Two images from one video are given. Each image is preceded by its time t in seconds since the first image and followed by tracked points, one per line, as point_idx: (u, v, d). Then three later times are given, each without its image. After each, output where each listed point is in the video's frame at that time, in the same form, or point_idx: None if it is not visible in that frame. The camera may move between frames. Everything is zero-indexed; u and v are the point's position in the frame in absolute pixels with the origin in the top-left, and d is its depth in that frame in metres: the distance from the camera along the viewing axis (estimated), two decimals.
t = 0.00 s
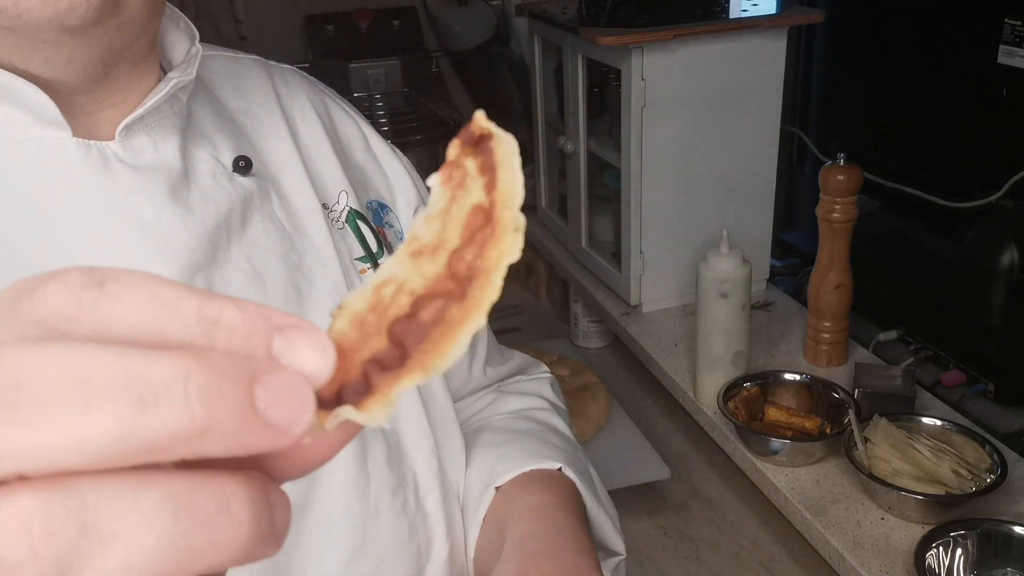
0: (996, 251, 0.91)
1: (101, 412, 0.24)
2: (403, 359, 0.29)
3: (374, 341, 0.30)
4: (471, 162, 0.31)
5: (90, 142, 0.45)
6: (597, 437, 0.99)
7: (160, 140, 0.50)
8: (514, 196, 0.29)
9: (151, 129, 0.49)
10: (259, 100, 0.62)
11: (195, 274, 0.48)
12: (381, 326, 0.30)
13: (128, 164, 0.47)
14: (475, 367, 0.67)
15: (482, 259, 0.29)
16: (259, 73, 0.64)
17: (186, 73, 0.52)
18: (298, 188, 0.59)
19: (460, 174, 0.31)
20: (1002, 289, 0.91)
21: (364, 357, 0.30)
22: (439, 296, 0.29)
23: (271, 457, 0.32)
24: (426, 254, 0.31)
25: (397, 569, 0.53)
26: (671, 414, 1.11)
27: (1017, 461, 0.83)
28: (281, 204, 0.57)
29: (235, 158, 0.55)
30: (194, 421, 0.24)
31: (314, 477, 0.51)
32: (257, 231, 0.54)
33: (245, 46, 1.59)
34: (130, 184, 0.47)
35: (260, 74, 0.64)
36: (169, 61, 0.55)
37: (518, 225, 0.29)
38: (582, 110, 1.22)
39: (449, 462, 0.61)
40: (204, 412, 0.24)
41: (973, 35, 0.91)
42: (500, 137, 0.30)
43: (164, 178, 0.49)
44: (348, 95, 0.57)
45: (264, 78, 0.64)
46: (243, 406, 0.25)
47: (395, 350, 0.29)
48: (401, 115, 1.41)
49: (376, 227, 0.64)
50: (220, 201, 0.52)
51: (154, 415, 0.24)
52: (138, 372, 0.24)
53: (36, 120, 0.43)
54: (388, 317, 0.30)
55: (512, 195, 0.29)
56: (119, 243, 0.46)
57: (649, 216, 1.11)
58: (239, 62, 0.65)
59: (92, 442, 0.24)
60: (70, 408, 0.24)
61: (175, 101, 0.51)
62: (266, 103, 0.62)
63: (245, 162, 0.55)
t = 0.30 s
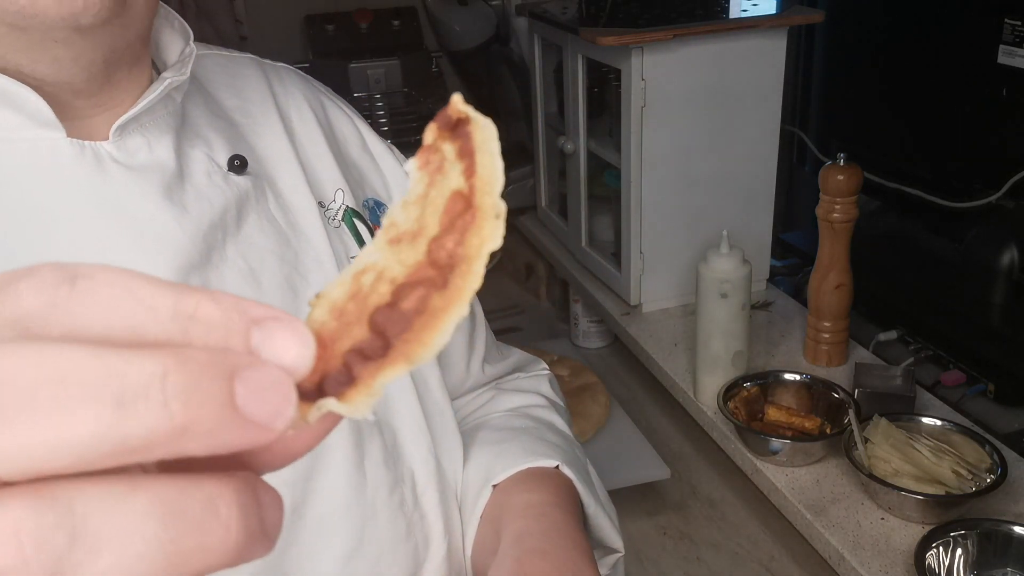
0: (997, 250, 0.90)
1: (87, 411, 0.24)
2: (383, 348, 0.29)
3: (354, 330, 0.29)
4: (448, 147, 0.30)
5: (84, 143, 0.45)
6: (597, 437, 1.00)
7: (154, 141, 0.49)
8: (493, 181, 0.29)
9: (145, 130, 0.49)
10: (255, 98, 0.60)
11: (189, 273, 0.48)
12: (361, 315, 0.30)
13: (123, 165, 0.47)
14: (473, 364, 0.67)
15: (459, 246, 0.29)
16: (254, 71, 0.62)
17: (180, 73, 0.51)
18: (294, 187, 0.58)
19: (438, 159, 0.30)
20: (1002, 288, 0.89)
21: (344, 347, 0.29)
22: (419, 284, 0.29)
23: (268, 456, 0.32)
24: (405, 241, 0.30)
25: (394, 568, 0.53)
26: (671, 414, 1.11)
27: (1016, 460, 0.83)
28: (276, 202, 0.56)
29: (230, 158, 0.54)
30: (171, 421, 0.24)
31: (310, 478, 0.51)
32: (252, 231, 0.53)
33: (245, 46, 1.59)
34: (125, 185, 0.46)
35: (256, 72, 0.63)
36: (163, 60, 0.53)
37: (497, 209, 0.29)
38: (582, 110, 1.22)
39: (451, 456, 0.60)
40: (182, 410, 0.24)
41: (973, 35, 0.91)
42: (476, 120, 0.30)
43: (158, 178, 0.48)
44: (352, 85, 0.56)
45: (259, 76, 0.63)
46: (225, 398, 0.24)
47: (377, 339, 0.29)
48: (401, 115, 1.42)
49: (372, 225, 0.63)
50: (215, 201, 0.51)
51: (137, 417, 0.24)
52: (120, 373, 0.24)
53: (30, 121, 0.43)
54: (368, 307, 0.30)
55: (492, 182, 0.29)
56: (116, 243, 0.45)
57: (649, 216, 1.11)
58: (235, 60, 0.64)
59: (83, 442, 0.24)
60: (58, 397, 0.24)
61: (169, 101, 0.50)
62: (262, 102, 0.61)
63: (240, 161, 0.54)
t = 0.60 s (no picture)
0: (996, 250, 0.89)
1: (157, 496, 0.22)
2: (388, 341, 0.34)
3: (353, 336, 0.33)
4: (419, 138, 0.34)
5: (75, 142, 0.44)
6: (597, 437, 1.00)
7: (146, 139, 0.47)
8: (484, 178, 0.33)
9: (137, 128, 0.47)
10: (250, 95, 0.60)
11: (184, 273, 0.46)
12: (359, 316, 0.34)
13: (115, 164, 0.45)
14: (473, 360, 0.67)
15: (455, 243, 0.33)
16: (248, 68, 0.62)
17: (172, 71, 0.50)
18: (290, 183, 0.57)
19: (407, 147, 0.35)
20: (1001, 289, 0.89)
21: (347, 354, 0.33)
22: (416, 281, 0.34)
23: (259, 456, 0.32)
24: (385, 234, 0.36)
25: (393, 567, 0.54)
26: (671, 414, 1.11)
27: (1017, 460, 0.83)
28: (272, 199, 0.55)
29: (224, 155, 0.53)
30: (257, 488, 0.23)
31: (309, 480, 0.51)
32: (248, 229, 0.52)
33: (245, 46, 1.60)
34: (117, 184, 0.45)
35: (249, 68, 0.62)
36: (155, 58, 0.53)
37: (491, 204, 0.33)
38: (582, 110, 1.22)
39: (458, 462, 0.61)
40: (265, 476, 0.24)
41: (973, 35, 0.91)
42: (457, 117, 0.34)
43: (151, 177, 0.46)
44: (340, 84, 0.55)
45: (255, 72, 0.62)
46: (286, 446, 0.24)
47: (380, 334, 0.34)
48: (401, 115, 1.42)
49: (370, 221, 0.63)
50: (208, 200, 0.49)
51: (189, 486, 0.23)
52: (210, 475, 0.23)
53: (23, 120, 0.42)
54: (365, 309, 0.34)
55: (475, 173, 0.33)
56: (109, 246, 0.44)
57: (649, 216, 1.11)
58: (228, 57, 0.63)
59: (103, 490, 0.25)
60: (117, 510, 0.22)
61: (161, 99, 0.49)
62: (257, 99, 0.60)
63: (234, 158, 0.53)
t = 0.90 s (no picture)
0: (996, 251, 0.90)
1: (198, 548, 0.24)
2: (344, 316, 0.33)
3: (306, 320, 0.32)
4: (340, 131, 0.34)
5: (72, 144, 0.43)
6: (597, 437, 1.00)
7: (144, 141, 0.46)
8: (417, 135, 0.33)
9: (134, 128, 0.46)
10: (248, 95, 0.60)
11: (181, 274, 0.46)
12: (309, 305, 0.33)
13: (112, 165, 0.44)
14: (473, 360, 0.67)
15: (394, 206, 0.34)
16: (247, 68, 0.62)
17: (169, 71, 0.49)
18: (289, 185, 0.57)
19: (331, 146, 0.34)
20: (1001, 289, 0.90)
21: (302, 339, 0.31)
22: (356, 251, 0.34)
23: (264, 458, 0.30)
24: (318, 227, 0.33)
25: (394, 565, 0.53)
26: (671, 414, 1.11)
27: (1017, 461, 0.83)
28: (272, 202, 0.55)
29: (222, 156, 0.52)
30: (327, 509, 0.27)
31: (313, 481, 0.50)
32: (246, 231, 0.51)
33: (245, 46, 1.60)
34: (114, 186, 0.44)
35: (248, 69, 0.62)
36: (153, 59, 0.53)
37: (419, 158, 0.34)
38: (582, 110, 1.22)
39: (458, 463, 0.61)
40: (326, 496, 0.28)
41: (973, 34, 0.92)
42: (371, 97, 0.34)
43: (148, 178, 0.45)
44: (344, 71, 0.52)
45: (253, 73, 0.62)
46: (317, 453, 0.28)
47: (332, 310, 0.33)
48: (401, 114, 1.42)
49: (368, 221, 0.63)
50: (204, 200, 0.48)
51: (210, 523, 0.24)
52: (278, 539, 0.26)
53: (19, 122, 0.41)
54: (313, 297, 0.33)
55: (413, 140, 0.33)
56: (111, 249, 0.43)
57: (648, 216, 1.11)
58: (226, 57, 0.63)
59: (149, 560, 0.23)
60: None
61: (159, 99, 0.48)
62: (256, 101, 0.60)
63: (233, 159, 0.52)
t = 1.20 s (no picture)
0: (995, 251, 0.91)
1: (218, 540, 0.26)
2: (329, 292, 0.34)
3: (293, 296, 0.32)
4: (321, 109, 0.33)
5: (72, 144, 0.41)
6: (597, 437, 0.99)
7: (143, 141, 0.45)
8: (394, 115, 0.33)
9: (134, 129, 0.45)
10: (247, 96, 0.60)
11: (180, 275, 0.43)
12: (296, 284, 0.33)
13: (112, 165, 0.42)
14: (472, 360, 0.67)
15: (372, 179, 0.33)
16: (247, 69, 0.62)
17: (169, 71, 0.49)
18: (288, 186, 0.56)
19: (310, 125, 0.33)
20: (1002, 288, 0.90)
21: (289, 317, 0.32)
22: (337, 226, 0.34)
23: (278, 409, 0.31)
24: (300, 205, 0.33)
25: (396, 566, 0.52)
26: (671, 414, 1.11)
27: (1016, 461, 0.83)
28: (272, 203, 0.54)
29: (222, 158, 0.51)
30: (333, 479, 0.29)
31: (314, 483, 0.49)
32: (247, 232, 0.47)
33: (245, 46, 1.60)
34: (115, 187, 0.42)
35: (248, 71, 0.62)
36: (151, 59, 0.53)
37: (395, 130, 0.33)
38: (582, 110, 1.22)
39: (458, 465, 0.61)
40: (328, 464, 0.29)
41: (973, 34, 0.92)
42: (348, 77, 0.33)
43: (148, 176, 0.44)
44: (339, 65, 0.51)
45: (252, 74, 0.62)
46: (317, 422, 0.29)
47: (318, 285, 0.33)
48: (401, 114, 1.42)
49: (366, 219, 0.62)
50: (204, 198, 0.46)
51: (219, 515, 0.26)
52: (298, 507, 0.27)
53: (17, 121, 0.40)
54: (300, 274, 0.33)
55: (392, 114, 0.33)
56: (108, 250, 0.40)
57: (648, 216, 1.11)
58: (226, 59, 0.63)
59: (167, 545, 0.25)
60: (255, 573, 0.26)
61: (157, 99, 0.48)
62: (255, 103, 0.60)
63: (233, 159, 0.51)
